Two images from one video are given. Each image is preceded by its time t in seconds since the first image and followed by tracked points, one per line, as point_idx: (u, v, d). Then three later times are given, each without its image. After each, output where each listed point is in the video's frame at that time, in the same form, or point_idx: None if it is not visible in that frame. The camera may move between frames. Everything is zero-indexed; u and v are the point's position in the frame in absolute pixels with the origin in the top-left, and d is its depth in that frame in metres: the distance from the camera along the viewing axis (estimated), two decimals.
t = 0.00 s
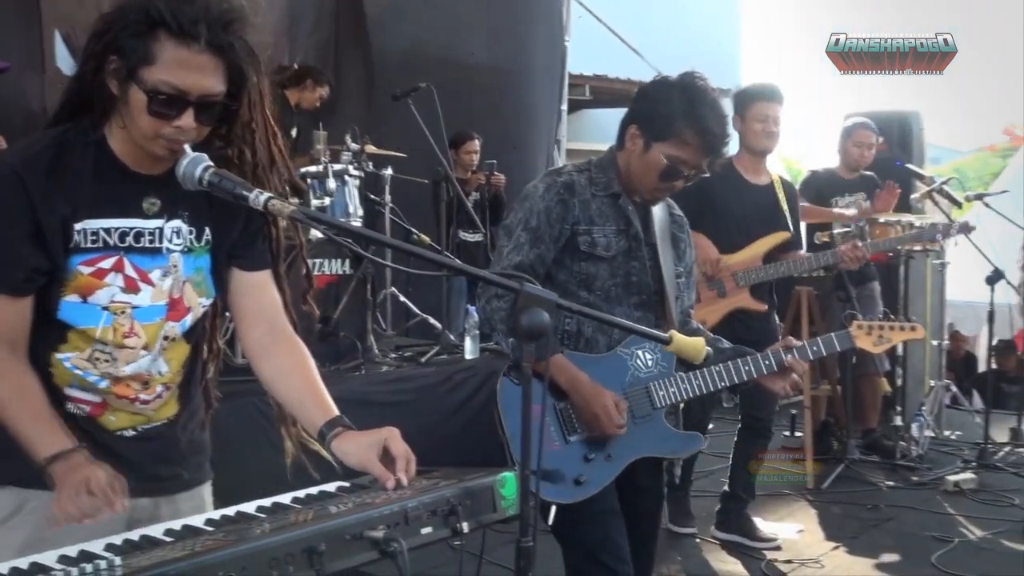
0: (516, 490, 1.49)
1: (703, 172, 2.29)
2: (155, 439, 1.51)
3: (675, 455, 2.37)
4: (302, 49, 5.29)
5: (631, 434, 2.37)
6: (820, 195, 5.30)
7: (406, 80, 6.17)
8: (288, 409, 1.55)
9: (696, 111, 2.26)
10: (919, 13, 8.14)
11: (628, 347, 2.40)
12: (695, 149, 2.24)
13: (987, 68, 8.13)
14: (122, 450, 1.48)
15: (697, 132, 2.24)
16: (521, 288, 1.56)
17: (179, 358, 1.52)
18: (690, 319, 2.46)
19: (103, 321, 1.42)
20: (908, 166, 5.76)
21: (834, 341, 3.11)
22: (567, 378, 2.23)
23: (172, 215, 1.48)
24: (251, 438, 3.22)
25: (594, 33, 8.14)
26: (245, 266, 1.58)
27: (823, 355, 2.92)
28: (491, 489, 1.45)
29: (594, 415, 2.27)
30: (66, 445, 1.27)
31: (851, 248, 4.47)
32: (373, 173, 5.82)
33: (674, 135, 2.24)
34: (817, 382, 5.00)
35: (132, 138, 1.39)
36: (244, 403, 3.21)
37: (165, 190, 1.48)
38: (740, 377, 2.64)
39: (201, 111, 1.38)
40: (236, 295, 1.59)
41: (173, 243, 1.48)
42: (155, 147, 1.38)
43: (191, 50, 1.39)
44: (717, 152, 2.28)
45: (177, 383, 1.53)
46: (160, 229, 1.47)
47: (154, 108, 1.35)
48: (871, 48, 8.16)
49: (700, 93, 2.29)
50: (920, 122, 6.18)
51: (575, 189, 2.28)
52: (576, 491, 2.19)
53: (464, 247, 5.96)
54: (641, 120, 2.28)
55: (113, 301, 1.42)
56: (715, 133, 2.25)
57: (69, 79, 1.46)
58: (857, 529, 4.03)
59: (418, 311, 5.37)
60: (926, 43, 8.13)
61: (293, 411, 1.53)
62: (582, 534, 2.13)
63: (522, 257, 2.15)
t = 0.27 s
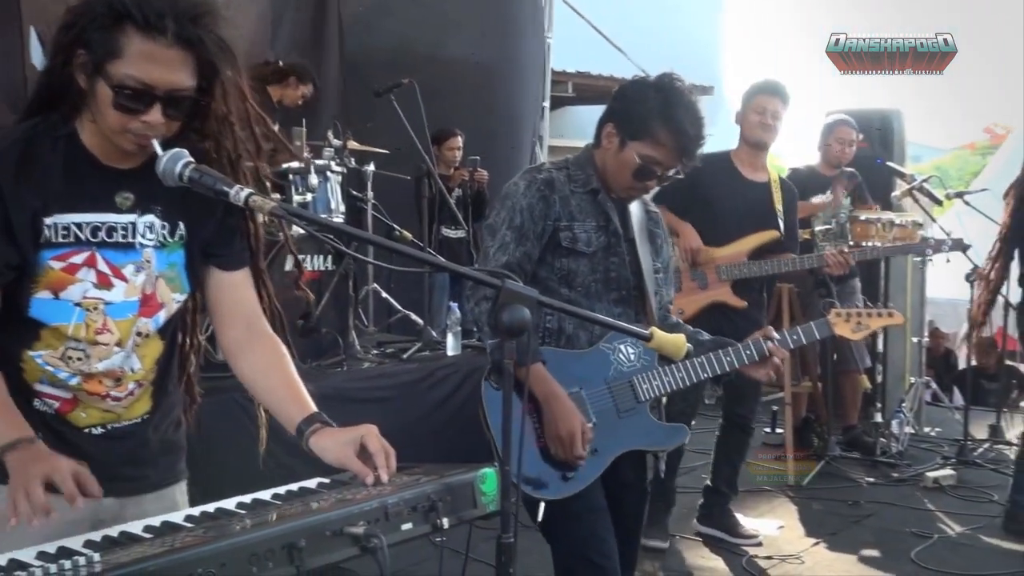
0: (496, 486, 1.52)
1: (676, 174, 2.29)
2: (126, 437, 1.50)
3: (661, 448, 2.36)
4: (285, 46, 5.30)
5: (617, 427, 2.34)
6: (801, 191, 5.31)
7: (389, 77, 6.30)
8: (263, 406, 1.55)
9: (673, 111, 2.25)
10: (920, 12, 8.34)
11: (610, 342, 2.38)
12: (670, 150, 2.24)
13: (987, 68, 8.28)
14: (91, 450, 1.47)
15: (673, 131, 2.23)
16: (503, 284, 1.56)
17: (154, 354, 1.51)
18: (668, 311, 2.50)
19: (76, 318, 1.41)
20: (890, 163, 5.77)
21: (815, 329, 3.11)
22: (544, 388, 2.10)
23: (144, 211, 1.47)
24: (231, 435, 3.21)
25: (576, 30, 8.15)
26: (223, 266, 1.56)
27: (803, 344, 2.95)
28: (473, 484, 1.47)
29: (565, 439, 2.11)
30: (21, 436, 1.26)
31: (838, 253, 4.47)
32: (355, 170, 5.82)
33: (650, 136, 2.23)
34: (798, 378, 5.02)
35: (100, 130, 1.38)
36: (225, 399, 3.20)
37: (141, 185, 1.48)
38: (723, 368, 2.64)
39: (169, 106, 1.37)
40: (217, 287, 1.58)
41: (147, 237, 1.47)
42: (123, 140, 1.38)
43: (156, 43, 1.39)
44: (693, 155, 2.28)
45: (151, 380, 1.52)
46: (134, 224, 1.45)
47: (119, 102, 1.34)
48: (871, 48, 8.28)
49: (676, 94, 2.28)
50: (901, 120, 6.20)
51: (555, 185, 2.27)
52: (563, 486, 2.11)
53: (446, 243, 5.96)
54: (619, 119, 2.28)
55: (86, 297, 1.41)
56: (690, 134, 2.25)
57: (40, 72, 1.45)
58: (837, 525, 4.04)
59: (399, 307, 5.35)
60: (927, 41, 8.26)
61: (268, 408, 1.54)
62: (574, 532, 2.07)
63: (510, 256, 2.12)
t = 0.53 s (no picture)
0: (480, 484, 1.52)
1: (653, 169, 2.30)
2: (98, 439, 1.47)
3: (647, 440, 2.36)
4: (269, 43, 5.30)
5: (607, 420, 2.36)
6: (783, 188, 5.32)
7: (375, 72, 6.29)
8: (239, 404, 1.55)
9: (650, 107, 2.26)
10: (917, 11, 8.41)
11: (592, 338, 2.37)
12: (646, 146, 2.24)
13: (986, 68, 8.59)
14: (63, 454, 1.43)
15: (650, 126, 2.24)
16: (487, 282, 1.57)
17: (122, 352, 1.49)
18: (646, 307, 2.47)
19: (41, 315, 1.39)
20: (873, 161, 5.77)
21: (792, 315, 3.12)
22: (526, 387, 2.08)
23: (108, 205, 1.45)
24: (214, 432, 3.20)
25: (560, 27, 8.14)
26: (191, 263, 1.55)
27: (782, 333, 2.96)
28: (456, 482, 1.48)
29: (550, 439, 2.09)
30: None
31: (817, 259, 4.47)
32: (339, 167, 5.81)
33: (627, 131, 2.23)
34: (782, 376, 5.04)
35: (60, 122, 1.37)
36: (208, 396, 3.20)
37: (102, 177, 1.45)
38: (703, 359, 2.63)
39: (130, 97, 1.38)
40: (186, 289, 1.56)
41: (112, 231, 1.45)
42: (81, 133, 1.37)
43: (117, 34, 1.38)
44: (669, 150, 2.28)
45: (120, 378, 1.49)
46: (97, 218, 1.43)
47: (80, 92, 1.33)
48: (871, 48, 8.29)
49: (650, 90, 2.29)
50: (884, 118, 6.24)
51: (534, 183, 2.26)
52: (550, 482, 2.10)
53: (432, 241, 5.98)
54: (594, 116, 2.28)
55: (51, 294, 1.39)
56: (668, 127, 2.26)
57: None
58: (820, 522, 4.06)
59: (384, 304, 5.36)
60: (927, 41, 8.36)
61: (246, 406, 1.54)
62: (562, 528, 2.06)
63: (492, 254, 2.14)
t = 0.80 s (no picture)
0: (465, 480, 1.52)
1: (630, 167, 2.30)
2: (71, 438, 1.47)
3: (636, 433, 2.36)
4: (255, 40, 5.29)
5: (593, 415, 2.34)
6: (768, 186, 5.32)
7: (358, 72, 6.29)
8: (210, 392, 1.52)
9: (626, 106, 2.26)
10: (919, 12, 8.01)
11: (575, 334, 2.37)
12: (627, 144, 2.25)
13: (985, 66, 8.45)
14: (33, 453, 1.42)
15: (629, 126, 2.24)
16: (473, 279, 1.57)
17: (92, 347, 1.48)
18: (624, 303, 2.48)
19: (8, 310, 1.36)
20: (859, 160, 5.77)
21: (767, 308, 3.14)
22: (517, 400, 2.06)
23: (71, 196, 1.44)
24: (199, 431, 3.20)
25: (547, 25, 8.13)
26: (153, 254, 1.54)
27: (760, 323, 2.98)
28: (442, 479, 1.48)
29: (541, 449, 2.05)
30: None
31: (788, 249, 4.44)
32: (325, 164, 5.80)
33: (607, 129, 2.23)
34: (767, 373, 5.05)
35: (34, 120, 1.36)
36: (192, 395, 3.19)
37: (63, 170, 1.44)
38: (684, 353, 2.64)
39: (112, 89, 1.38)
40: (152, 281, 1.54)
41: (76, 223, 1.44)
42: (61, 129, 1.36)
43: (98, 27, 1.37)
44: (647, 148, 2.29)
45: (90, 374, 1.49)
46: (60, 210, 1.42)
47: (68, 92, 1.33)
48: (874, 46, 7.98)
49: (629, 89, 2.29)
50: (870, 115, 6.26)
51: (518, 181, 2.24)
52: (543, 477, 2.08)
53: (419, 239, 5.98)
54: (575, 114, 2.27)
55: (17, 289, 1.37)
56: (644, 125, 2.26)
57: None
58: (804, 518, 4.07)
59: (371, 301, 5.35)
60: (926, 42, 8.06)
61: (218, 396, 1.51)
62: (549, 525, 2.04)
63: (490, 254, 2.14)
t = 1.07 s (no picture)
0: (450, 477, 1.52)
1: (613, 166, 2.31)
2: (56, 438, 1.46)
3: (624, 420, 2.36)
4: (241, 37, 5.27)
5: (583, 405, 2.32)
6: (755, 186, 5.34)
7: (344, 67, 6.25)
8: (178, 392, 1.58)
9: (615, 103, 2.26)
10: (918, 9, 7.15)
11: (556, 325, 2.35)
12: (613, 142, 2.25)
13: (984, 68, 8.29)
14: (15, 452, 1.42)
15: (617, 118, 2.25)
16: (458, 275, 1.58)
17: (75, 343, 1.48)
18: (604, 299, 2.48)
19: None
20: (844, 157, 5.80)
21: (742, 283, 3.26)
22: (506, 388, 2.07)
23: (57, 192, 1.43)
24: (183, 430, 3.19)
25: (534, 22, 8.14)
26: (128, 256, 1.56)
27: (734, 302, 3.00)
28: (427, 477, 1.48)
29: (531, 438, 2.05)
30: None
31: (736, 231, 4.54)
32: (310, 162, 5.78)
33: (594, 127, 2.23)
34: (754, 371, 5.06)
35: (30, 118, 1.35)
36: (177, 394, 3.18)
37: (49, 166, 1.43)
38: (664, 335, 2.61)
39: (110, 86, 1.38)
40: (125, 282, 1.57)
41: (60, 220, 1.43)
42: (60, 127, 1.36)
43: (98, 25, 1.36)
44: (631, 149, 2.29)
45: (74, 371, 1.49)
46: (46, 207, 1.41)
47: (71, 91, 1.33)
48: (872, 47, 7.02)
49: (618, 91, 2.29)
50: (855, 115, 6.34)
51: (507, 175, 2.24)
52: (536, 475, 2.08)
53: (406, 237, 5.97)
54: (562, 112, 2.27)
55: None
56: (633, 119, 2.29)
57: None
58: (790, 515, 4.08)
59: (356, 299, 5.33)
60: (927, 42, 7.17)
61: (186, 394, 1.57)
62: (538, 524, 2.04)
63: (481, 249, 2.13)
